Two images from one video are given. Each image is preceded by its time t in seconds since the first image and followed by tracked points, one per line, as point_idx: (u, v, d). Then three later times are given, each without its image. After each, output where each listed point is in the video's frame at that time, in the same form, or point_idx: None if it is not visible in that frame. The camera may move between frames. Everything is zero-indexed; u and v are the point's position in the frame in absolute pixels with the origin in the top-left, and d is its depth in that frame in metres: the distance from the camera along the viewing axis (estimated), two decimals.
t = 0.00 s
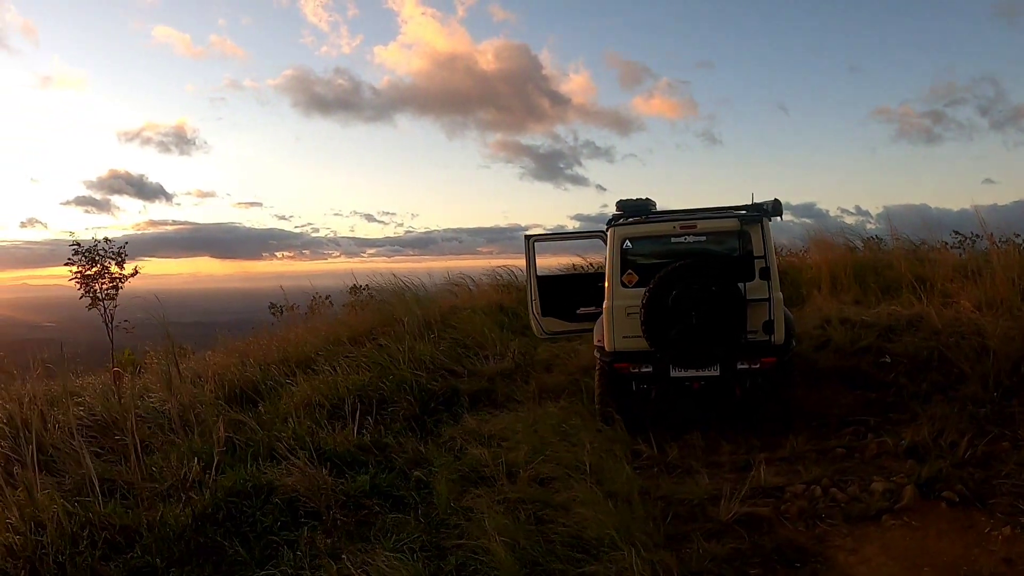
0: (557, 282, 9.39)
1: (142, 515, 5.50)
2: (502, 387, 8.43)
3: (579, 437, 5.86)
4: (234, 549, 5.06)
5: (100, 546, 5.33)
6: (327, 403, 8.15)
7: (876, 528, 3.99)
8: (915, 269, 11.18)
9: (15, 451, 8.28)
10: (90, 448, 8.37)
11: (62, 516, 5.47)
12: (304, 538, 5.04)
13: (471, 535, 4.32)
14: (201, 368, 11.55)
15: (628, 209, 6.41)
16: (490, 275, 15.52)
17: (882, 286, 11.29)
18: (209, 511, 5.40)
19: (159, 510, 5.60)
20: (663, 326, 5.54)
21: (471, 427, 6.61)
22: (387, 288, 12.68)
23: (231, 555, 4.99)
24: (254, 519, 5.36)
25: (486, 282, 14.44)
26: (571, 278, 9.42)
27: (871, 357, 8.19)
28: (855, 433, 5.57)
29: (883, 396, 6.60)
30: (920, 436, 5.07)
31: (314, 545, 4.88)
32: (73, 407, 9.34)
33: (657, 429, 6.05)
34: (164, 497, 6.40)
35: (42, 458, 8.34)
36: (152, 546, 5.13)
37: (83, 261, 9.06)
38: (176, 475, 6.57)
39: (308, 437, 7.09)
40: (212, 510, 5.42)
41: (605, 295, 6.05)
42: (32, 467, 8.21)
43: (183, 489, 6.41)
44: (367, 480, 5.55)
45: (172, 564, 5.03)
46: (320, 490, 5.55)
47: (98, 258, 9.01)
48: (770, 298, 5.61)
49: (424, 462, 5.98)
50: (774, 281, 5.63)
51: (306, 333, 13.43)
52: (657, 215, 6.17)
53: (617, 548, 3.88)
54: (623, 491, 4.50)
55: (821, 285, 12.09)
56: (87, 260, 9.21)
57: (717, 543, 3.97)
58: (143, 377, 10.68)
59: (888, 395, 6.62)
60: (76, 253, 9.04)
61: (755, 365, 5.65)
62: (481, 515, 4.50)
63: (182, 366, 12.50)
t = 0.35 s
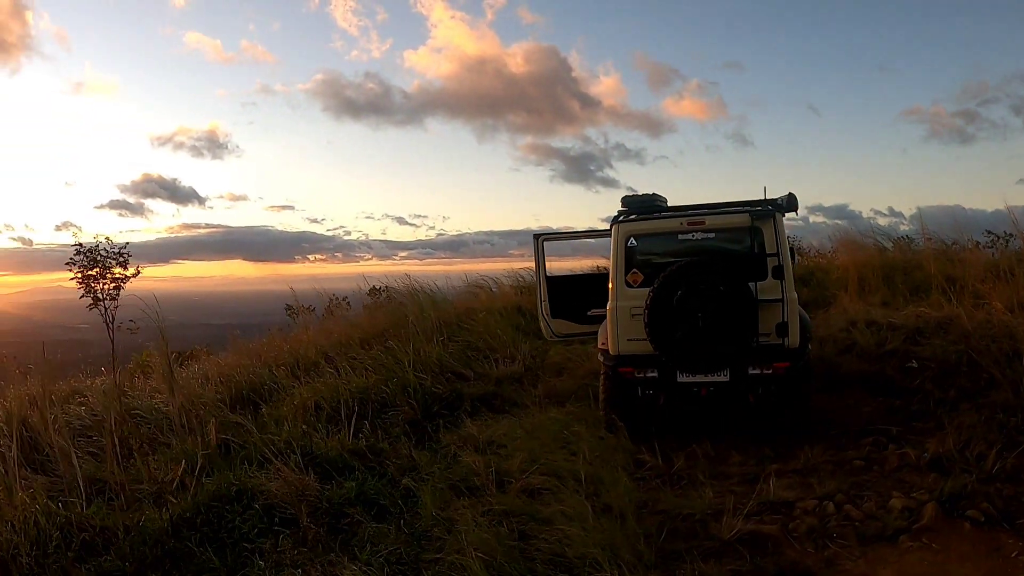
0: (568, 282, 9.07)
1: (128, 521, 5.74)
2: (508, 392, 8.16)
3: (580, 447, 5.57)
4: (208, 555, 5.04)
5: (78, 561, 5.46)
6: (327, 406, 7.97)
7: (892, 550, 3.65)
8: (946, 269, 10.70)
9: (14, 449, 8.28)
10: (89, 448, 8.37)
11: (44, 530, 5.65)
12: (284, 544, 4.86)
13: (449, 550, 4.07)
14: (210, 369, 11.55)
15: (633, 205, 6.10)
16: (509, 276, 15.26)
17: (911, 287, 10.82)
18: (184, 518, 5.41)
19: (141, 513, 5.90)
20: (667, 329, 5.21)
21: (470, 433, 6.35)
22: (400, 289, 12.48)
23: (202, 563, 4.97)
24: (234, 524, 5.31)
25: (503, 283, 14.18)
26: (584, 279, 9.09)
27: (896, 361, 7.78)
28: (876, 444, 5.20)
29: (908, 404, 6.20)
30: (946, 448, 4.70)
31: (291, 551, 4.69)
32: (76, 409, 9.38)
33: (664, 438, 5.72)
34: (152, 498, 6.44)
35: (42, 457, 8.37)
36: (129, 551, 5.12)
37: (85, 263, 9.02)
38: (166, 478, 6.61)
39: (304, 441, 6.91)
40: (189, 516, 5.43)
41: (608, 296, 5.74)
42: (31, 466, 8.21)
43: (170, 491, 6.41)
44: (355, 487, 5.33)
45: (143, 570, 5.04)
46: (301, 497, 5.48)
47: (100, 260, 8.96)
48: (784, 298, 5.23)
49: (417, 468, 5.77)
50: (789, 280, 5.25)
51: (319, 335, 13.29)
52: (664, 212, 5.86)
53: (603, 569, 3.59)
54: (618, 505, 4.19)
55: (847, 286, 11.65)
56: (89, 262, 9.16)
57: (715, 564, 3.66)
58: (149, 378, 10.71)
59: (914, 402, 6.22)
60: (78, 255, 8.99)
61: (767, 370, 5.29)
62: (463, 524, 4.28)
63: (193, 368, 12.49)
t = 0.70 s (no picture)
0: (579, 287, 8.77)
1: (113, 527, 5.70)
2: (514, 399, 7.96)
3: (578, 459, 5.35)
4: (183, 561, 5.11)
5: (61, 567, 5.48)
6: (328, 413, 7.85)
7: None
8: (976, 271, 10.28)
9: (18, 449, 8.29)
10: (91, 449, 8.34)
11: (29, 537, 5.70)
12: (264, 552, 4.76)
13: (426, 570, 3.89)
14: (222, 373, 11.53)
15: (636, 206, 5.83)
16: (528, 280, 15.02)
17: (938, 290, 10.42)
18: (168, 523, 5.48)
19: (129, 518, 5.94)
20: (666, 337, 4.97)
21: (467, 443, 6.16)
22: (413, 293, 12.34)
23: (177, 569, 5.04)
24: (217, 527, 5.39)
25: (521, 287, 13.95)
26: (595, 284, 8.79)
27: (919, 368, 7.44)
28: (890, 459, 4.90)
29: (927, 414, 5.87)
30: (962, 466, 4.40)
31: (263, 557, 4.70)
32: (82, 413, 9.39)
33: (666, 450, 5.48)
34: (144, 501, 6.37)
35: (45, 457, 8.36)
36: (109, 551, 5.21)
37: (92, 269, 8.99)
38: (160, 483, 6.55)
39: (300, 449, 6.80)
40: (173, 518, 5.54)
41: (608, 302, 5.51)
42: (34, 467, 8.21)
43: (162, 497, 6.33)
44: (342, 497, 5.27)
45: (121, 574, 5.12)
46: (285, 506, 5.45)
47: (106, 266, 8.93)
48: (791, 304, 4.95)
49: (408, 479, 5.62)
50: (797, 285, 4.97)
51: (333, 338, 13.21)
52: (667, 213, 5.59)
53: None
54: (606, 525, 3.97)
55: (872, 289, 11.26)
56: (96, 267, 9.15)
57: None
58: (158, 381, 10.72)
59: (934, 412, 5.89)
60: (84, 260, 8.96)
61: (774, 381, 5.01)
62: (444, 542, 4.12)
63: (206, 372, 12.48)
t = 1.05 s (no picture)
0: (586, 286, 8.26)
1: (99, 512, 5.59)
2: (517, 400, 7.78)
3: (566, 464, 5.15)
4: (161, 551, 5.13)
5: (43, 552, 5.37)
6: (328, 409, 7.73)
7: None
8: (1008, 274, 9.84)
9: (23, 437, 8.28)
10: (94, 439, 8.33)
11: (15, 522, 5.59)
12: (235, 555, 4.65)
13: None
14: (235, 370, 11.51)
15: (632, 206, 5.64)
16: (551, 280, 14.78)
17: (965, 294, 10.02)
18: (153, 513, 5.44)
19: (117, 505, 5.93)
20: (657, 340, 4.77)
21: (458, 443, 5.99)
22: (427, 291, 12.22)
23: (154, 560, 5.04)
24: (198, 520, 5.40)
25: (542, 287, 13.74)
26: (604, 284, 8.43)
27: (938, 374, 7.09)
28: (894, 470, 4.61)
29: (941, 423, 5.55)
30: (968, 483, 4.11)
31: (238, 557, 4.61)
32: (91, 406, 9.38)
33: (660, 457, 5.25)
34: (135, 494, 6.26)
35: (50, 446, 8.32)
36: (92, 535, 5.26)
37: (102, 264, 8.96)
38: (152, 475, 6.46)
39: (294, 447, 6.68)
40: (158, 511, 5.46)
41: (601, 302, 5.31)
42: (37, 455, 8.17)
43: (153, 489, 6.22)
44: (323, 493, 5.20)
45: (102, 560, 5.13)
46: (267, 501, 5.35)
47: (116, 261, 8.89)
48: (789, 306, 4.71)
49: (395, 478, 5.45)
50: (794, 287, 4.73)
51: (348, 335, 13.14)
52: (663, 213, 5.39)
53: None
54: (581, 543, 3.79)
55: (898, 292, 10.86)
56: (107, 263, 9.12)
57: None
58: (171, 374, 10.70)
59: (948, 422, 5.57)
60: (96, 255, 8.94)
61: (770, 387, 4.76)
62: (407, 552, 3.96)
63: (221, 367, 12.47)
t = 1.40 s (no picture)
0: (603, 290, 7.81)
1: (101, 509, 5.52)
2: (528, 406, 7.60)
3: (562, 476, 4.97)
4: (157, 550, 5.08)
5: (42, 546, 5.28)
6: (336, 413, 7.64)
7: None
8: None
9: (39, 432, 8.28)
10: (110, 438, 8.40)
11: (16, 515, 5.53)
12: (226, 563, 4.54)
13: None
14: (256, 372, 11.50)
15: (635, 208, 5.43)
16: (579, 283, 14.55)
17: (1002, 301, 9.61)
18: (152, 511, 5.39)
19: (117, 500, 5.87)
20: (652, 350, 4.58)
21: (458, 450, 5.85)
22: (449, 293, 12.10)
23: (145, 559, 4.99)
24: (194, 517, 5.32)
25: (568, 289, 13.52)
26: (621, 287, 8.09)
27: (967, 384, 6.75)
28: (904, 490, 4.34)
29: (963, 437, 5.24)
30: (980, 507, 3.84)
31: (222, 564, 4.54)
32: (109, 404, 9.37)
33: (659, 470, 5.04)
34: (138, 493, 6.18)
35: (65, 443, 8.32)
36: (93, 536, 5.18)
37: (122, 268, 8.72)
38: (156, 476, 6.39)
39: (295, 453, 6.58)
40: (160, 509, 5.40)
41: (601, 309, 5.14)
42: (52, 450, 8.16)
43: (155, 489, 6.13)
44: (315, 495, 5.13)
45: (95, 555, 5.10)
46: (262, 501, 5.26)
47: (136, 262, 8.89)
48: (792, 315, 4.48)
49: (391, 484, 5.32)
50: (799, 295, 4.50)
51: (370, 338, 13.10)
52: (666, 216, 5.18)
53: None
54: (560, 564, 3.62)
55: (932, 297, 10.45)
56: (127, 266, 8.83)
57: None
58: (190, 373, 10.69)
59: (971, 437, 5.25)
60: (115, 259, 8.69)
61: (773, 400, 4.51)
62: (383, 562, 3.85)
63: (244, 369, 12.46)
